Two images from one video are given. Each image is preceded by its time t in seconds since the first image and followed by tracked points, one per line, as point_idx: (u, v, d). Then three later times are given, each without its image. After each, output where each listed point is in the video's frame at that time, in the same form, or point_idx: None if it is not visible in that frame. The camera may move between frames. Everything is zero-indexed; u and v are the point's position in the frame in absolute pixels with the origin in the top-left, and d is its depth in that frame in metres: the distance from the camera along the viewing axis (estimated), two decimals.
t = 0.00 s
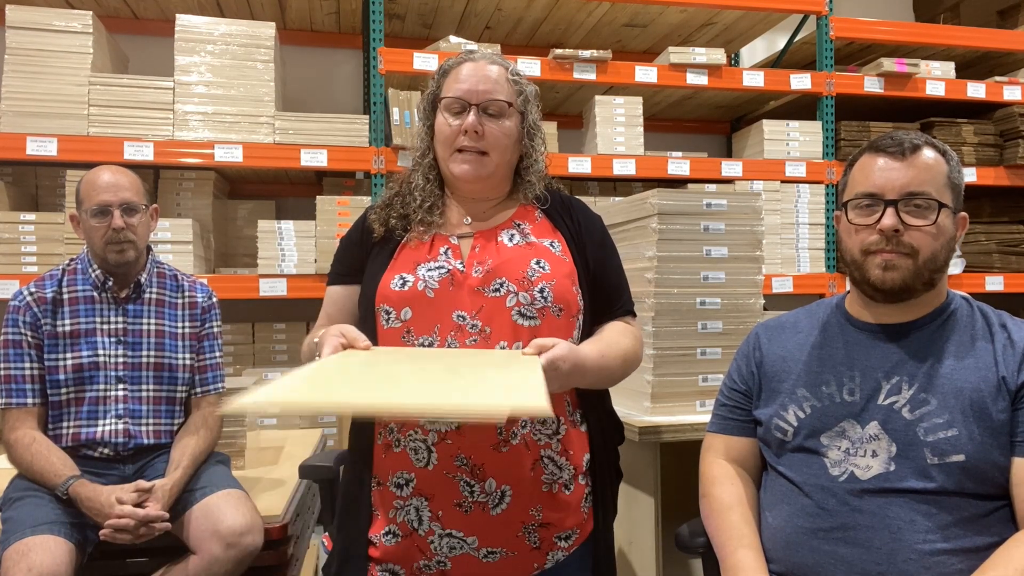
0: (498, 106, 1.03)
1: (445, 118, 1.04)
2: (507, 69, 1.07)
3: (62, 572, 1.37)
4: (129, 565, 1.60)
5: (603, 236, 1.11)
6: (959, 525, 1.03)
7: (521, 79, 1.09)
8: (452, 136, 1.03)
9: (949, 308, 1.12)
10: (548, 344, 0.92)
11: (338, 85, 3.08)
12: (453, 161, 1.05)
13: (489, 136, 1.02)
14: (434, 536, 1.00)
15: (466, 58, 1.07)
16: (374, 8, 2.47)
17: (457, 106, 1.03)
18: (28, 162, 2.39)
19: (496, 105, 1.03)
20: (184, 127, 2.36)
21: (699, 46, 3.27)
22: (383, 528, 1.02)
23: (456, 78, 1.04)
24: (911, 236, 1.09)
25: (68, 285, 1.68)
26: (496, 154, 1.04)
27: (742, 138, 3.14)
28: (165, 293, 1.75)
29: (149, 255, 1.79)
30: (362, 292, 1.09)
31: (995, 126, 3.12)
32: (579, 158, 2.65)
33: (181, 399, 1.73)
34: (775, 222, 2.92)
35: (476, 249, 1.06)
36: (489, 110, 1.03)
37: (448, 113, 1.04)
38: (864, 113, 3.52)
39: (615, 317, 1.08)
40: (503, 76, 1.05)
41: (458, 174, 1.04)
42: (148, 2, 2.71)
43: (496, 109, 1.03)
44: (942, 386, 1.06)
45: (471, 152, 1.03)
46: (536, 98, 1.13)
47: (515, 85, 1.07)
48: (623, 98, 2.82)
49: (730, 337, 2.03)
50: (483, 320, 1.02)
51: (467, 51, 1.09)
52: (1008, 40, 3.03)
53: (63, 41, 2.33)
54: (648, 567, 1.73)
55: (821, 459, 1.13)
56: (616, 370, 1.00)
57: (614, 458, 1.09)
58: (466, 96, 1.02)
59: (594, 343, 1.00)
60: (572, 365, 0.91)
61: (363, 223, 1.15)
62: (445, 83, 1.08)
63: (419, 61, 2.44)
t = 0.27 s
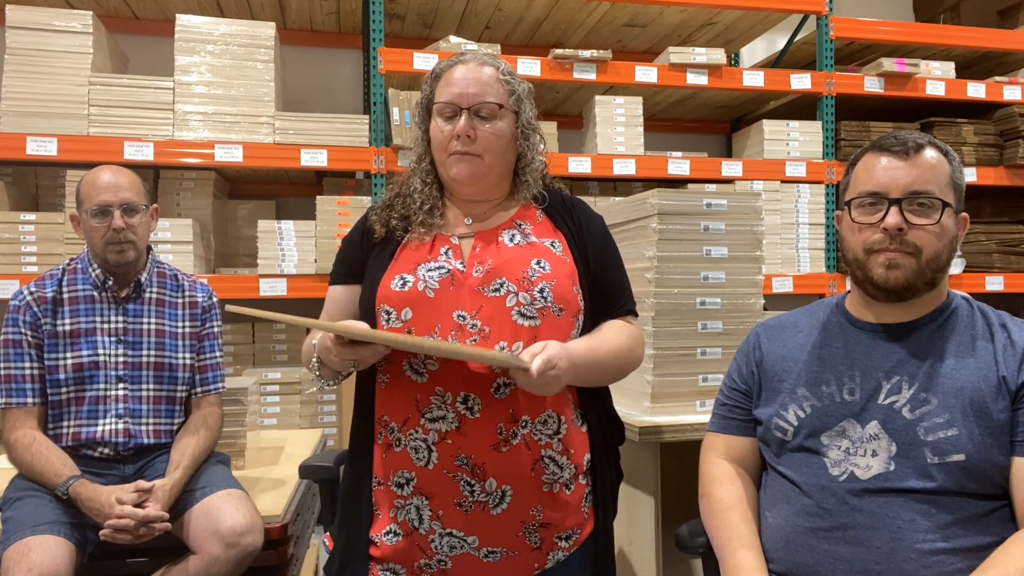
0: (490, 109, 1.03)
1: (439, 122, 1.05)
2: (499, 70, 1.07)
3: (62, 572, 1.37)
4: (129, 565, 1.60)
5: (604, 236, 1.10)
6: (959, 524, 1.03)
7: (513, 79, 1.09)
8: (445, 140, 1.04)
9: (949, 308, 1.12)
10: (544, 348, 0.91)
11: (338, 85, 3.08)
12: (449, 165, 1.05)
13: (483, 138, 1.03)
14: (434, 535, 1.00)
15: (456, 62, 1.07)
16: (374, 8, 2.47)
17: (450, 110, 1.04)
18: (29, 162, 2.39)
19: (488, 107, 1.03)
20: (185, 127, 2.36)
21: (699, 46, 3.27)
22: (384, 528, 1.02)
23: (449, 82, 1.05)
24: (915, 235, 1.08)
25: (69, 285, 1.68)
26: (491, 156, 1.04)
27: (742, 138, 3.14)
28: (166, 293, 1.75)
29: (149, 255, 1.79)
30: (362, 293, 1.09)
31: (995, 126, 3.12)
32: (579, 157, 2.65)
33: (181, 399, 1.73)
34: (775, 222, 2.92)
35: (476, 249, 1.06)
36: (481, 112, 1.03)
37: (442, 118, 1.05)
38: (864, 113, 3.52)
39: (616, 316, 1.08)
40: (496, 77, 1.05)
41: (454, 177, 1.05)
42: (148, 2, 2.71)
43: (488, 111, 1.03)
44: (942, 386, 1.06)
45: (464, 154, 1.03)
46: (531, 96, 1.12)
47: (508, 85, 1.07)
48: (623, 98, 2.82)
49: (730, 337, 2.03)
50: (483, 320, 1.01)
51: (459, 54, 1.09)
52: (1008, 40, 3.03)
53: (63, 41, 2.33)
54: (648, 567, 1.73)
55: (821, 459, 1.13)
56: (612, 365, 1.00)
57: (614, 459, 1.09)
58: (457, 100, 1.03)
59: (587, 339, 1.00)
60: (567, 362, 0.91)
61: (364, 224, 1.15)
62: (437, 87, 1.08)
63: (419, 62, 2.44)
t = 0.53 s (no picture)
0: (479, 119, 1.01)
1: (430, 135, 1.04)
2: (486, 75, 1.04)
3: (62, 572, 1.37)
4: (129, 564, 1.60)
5: (606, 238, 1.10)
6: (959, 524, 1.03)
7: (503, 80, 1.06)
8: (439, 153, 1.03)
9: (950, 307, 1.12)
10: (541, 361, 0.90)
11: (338, 85, 3.08)
12: (445, 177, 1.05)
13: (475, 150, 1.01)
14: (434, 534, 1.00)
15: (444, 69, 1.05)
16: (374, 8, 2.47)
17: (439, 123, 1.02)
18: (29, 162, 2.39)
19: (477, 117, 1.01)
20: (185, 127, 2.36)
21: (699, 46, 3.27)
22: (384, 526, 1.03)
23: (436, 93, 1.02)
24: (914, 234, 1.08)
25: (69, 284, 1.68)
26: (485, 166, 1.03)
27: (742, 138, 3.14)
28: (166, 292, 1.75)
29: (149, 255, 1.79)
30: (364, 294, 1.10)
31: (995, 126, 3.12)
32: (579, 157, 2.65)
33: (181, 399, 1.73)
34: (775, 222, 2.92)
35: (478, 251, 1.06)
36: (471, 123, 1.01)
37: (433, 130, 1.04)
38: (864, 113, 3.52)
39: (616, 319, 1.08)
40: (484, 84, 1.03)
41: (451, 189, 1.05)
42: (149, 2, 2.71)
43: (478, 121, 1.02)
44: (942, 384, 1.06)
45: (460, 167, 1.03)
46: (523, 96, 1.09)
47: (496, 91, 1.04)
48: (623, 98, 2.82)
49: (731, 337, 2.03)
50: (484, 321, 1.02)
51: (445, 60, 1.06)
52: (1008, 40, 3.03)
53: (63, 41, 2.34)
54: (648, 567, 1.73)
55: (821, 458, 1.13)
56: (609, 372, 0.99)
57: (613, 459, 1.09)
58: (446, 112, 1.01)
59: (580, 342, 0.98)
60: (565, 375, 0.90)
61: (364, 225, 1.15)
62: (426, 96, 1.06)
63: (419, 61, 2.44)
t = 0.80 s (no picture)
0: (471, 121, 1.01)
1: (423, 138, 1.04)
2: (477, 75, 1.04)
3: (61, 572, 1.37)
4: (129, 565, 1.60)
5: (604, 238, 1.09)
6: (959, 524, 1.03)
7: (494, 80, 1.05)
8: (432, 156, 1.03)
9: (953, 307, 1.12)
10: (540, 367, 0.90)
11: (338, 85, 3.08)
12: (439, 179, 1.05)
13: (468, 153, 1.02)
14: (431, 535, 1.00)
15: (433, 71, 1.04)
16: (374, 7, 2.47)
17: (430, 126, 1.02)
18: (29, 162, 2.39)
19: (468, 119, 1.01)
20: (184, 127, 2.36)
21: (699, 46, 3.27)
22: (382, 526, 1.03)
23: (427, 95, 1.02)
24: (880, 239, 1.10)
25: (68, 284, 1.68)
26: (479, 168, 1.03)
27: (742, 138, 3.14)
28: (165, 292, 1.75)
29: (149, 254, 1.79)
30: (362, 295, 1.10)
31: (995, 126, 3.12)
32: (579, 157, 2.65)
33: (181, 399, 1.73)
34: (775, 222, 2.92)
35: (475, 251, 1.06)
36: (463, 126, 1.01)
37: (425, 134, 1.04)
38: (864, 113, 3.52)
39: (614, 319, 1.08)
40: (475, 84, 1.02)
41: (447, 191, 1.05)
42: (149, 2, 2.71)
43: (469, 123, 1.01)
44: (944, 384, 1.05)
45: (453, 170, 1.03)
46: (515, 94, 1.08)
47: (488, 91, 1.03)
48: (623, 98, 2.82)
49: (731, 337, 2.03)
50: (483, 321, 1.02)
51: (436, 61, 1.06)
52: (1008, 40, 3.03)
53: (63, 40, 2.34)
54: (648, 567, 1.73)
55: (822, 457, 1.12)
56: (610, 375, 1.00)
57: (611, 461, 1.09)
58: (437, 116, 1.01)
59: (580, 345, 0.99)
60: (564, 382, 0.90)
61: (361, 227, 1.15)
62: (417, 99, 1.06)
63: (419, 61, 2.44)
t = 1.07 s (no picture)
0: (462, 112, 1.01)
1: (414, 132, 1.03)
2: (465, 67, 1.04)
3: (61, 573, 1.37)
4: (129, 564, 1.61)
5: (598, 237, 1.10)
6: (960, 525, 1.03)
7: (483, 73, 1.05)
8: (423, 150, 1.03)
9: (953, 308, 1.12)
10: (541, 346, 0.91)
11: (338, 85, 3.08)
12: (431, 172, 1.04)
13: (460, 144, 1.01)
14: (426, 540, 1.00)
15: (421, 65, 1.04)
16: (374, 7, 2.47)
17: (421, 119, 1.02)
18: (29, 162, 2.39)
19: (459, 110, 1.01)
20: (184, 127, 2.36)
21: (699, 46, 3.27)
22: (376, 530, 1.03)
23: (416, 88, 1.02)
24: (866, 243, 1.11)
25: (68, 285, 1.68)
26: (471, 160, 1.03)
27: (742, 138, 3.14)
28: (165, 292, 1.75)
29: (149, 254, 1.79)
30: (354, 294, 1.09)
31: (995, 126, 3.12)
32: (579, 157, 2.65)
33: (181, 399, 1.73)
34: (775, 222, 2.92)
35: (469, 249, 1.05)
36: (454, 117, 1.01)
37: (415, 128, 1.03)
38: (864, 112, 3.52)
39: (610, 316, 1.08)
40: (465, 77, 1.02)
41: (439, 184, 1.04)
42: (149, 2, 2.71)
43: (460, 115, 1.01)
44: (945, 385, 1.05)
45: (444, 162, 1.02)
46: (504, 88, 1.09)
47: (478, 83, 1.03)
48: (623, 98, 2.82)
49: (731, 337, 2.03)
50: (478, 320, 1.03)
51: (425, 56, 1.06)
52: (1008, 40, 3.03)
53: (63, 40, 2.33)
54: (648, 567, 1.73)
55: (822, 457, 1.12)
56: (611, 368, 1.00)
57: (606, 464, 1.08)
58: (427, 108, 1.01)
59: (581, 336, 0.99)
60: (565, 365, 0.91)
61: (352, 224, 1.13)
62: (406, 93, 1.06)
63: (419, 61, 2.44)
